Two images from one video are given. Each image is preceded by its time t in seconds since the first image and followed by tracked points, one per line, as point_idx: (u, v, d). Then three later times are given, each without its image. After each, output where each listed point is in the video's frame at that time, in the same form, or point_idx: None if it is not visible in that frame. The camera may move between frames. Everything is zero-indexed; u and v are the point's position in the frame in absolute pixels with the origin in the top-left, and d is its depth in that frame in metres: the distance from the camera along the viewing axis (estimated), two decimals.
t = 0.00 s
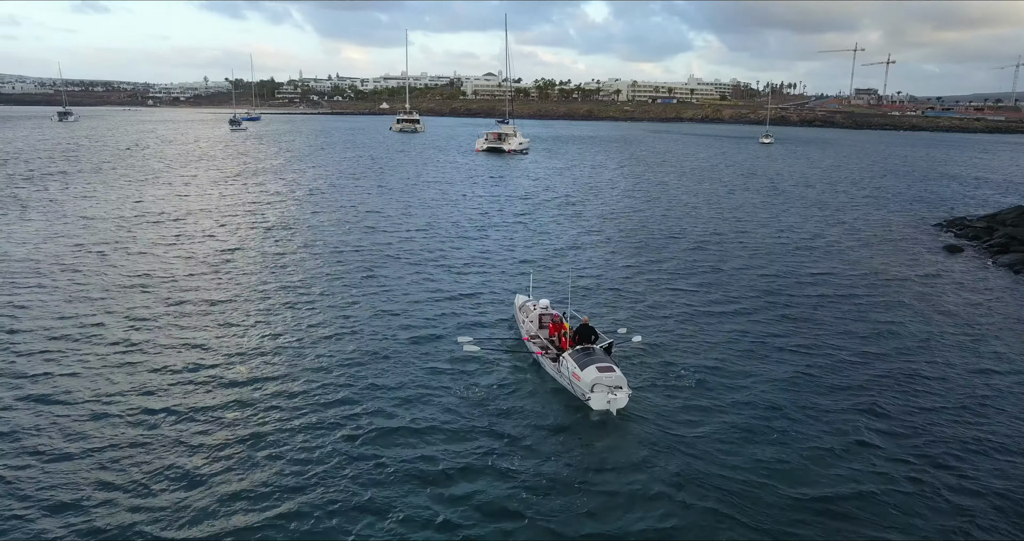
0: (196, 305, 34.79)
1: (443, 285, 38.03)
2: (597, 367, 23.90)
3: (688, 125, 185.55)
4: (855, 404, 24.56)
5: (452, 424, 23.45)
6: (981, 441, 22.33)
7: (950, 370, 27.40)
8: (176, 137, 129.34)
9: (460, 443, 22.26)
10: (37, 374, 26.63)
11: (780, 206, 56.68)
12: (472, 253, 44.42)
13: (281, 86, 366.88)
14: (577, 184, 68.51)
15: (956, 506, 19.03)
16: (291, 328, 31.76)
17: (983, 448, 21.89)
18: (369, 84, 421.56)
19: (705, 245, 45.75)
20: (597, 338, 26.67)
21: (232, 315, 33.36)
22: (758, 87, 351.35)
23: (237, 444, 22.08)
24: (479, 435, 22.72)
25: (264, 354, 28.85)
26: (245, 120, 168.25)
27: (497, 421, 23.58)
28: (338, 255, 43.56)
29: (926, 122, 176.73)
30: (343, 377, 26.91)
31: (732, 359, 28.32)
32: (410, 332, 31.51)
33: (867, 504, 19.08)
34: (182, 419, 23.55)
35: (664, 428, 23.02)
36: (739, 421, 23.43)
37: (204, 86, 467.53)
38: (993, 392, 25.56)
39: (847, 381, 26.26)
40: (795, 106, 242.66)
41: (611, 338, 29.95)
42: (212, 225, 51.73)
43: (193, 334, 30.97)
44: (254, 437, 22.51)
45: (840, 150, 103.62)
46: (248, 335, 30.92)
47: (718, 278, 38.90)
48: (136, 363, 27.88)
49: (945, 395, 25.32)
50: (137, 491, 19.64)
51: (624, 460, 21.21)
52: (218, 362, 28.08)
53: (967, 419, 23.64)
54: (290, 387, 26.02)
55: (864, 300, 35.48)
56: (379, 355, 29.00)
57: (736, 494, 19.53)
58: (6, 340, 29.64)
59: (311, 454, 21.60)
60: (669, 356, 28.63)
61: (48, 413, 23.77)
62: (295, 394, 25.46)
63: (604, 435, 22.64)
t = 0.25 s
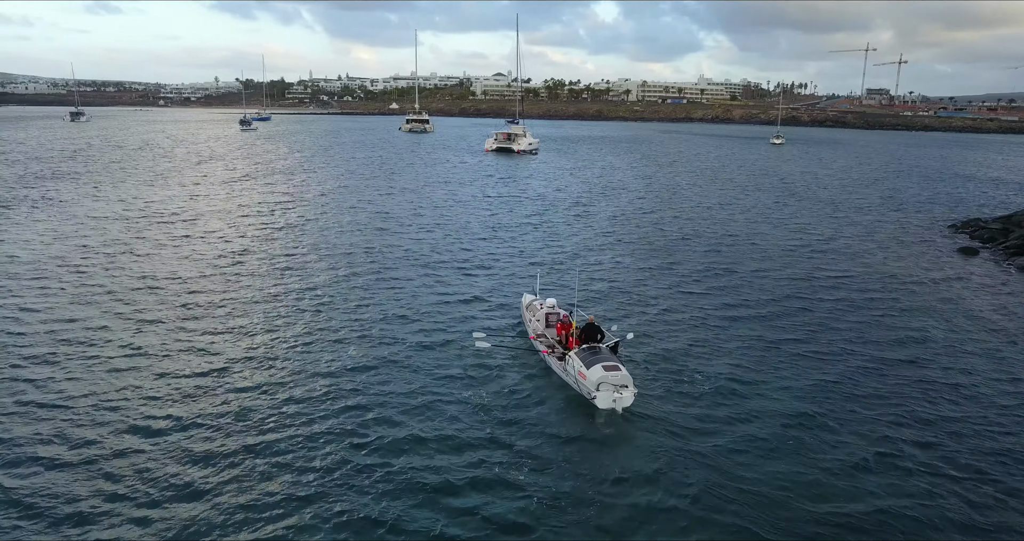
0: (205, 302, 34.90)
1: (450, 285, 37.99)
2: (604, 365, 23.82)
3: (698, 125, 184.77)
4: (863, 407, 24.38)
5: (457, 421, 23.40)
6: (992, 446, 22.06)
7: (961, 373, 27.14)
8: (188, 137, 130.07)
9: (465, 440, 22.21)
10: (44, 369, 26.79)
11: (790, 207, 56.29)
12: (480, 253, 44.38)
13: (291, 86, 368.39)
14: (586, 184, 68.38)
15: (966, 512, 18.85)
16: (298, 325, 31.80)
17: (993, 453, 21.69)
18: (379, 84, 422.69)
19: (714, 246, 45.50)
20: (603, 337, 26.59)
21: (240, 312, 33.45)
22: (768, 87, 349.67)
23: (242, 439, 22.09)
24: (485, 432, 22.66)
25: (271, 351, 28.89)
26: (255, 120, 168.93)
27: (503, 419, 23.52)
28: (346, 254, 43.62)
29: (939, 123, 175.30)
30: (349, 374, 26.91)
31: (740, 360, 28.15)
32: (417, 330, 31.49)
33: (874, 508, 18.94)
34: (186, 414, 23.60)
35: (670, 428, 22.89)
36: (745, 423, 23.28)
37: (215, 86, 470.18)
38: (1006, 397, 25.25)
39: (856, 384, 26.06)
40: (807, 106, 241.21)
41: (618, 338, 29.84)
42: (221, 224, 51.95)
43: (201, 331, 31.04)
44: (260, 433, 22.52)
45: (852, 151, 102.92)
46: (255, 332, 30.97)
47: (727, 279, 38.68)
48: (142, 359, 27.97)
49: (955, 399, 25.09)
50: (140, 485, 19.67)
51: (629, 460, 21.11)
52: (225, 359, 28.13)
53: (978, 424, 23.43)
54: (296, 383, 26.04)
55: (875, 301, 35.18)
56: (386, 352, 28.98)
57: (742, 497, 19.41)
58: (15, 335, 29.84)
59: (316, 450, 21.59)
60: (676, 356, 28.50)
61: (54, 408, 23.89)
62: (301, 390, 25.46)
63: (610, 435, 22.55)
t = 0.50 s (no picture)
0: (210, 298, 35.09)
1: (453, 284, 38.07)
2: (606, 365, 23.94)
3: (704, 125, 184.34)
4: (865, 409, 24.44)
5: (460, 418, 23.54)
6: (996, 450, 22.00)
7: (963, 376, 27.18)
8: (194, 137, 130.64)
9: (468, 436, 22.36)
10: (49, 363, 26.99)
11: (795, 208, 56.21)
12: (484, 253, 44.48)
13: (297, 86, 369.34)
14: (591, 186, 68.40)
15: (965, 514, 18.94)
16: (302, 322, 31.95)
17: (992, 456, 21.76)
18: (384, 85, 423.57)
19: (718, 247, 45.51)
20: (606, 336, 26.70)
21: (245, 309, 33.59)
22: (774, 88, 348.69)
23: (248, 433, 22.29)
24: (487, 429, 22.78)
25: (276, 347, 29.05)
26: (261, 121, 169.43)
27: (504, 417, 23.63)
28: (350, 253, 43.77)
29: (946, 123, 174.55)
30: (352, 370, 27.07)
31: (741, 362, 28.26)
32: (420, 327, 31.63)
33: (873, 509, 19.08)
34: (189, 408, 23.73)
35: (671, 429, 22.94)
36: (746, 424, 23.42)
37: (221, 86, 471.80)
38: (1010, 401, 25.18)
39: (857, 386, 26.15)
40: (814, 106, 240.42)
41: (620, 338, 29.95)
42: (227, 223, 52.17)
43: (207, 326, 31.22)
44: (265, 427, 22.69)
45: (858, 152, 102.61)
46: (260, 328, 31.15)
47: (731, 280, 38.72)
48: (146, 354, 28.13)
49: (957, 401, 25.14)
50: (142, 478, 19.79)
51: (631, 460, 21.20)
52: (230, 354, 28.31)
53: (977, 426, 23.52)
54: (300, 379, 26.20)
55: (878, 303, 35.18)
56: (389, 349, 29.11)
57: (742, 496, 19.54)
58: (21, 330, 30.07)
59: (319, 444, 21.75)
60: (678, 357, 28.61)
61: (59, 401, 24.07)
62: (305, 386, 25.62)
63: (611, 434, 22.65)
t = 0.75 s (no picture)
0: (212, 298, 35.24)
1: (453, 284, 38.22)
2: (604, 364, 24.15)
3: (706, 126, 184.16)
4: (862, 407, 24.57)
5: (459, 417, 23.70)
6: (992, 448, 22.10)
7: (961, 373, 27.28)
8: (195, 138, 130.69)
9: (467, 435, 22.53)
10: (51, 364, 27.18)
11: (796, 209, 56.25)
12: (485, 254, 44.60)
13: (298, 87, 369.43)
14: (591, 187, 68.48)
15: (960, 510, 19.06)
16: (303, 322, 32.12)
17: (988, 451, 21.88)
18: (385, 85, 423.61)
19: (718, 247, 45.61)
20: (605, 336, 26.89)
21: (246, 310, 33.74)
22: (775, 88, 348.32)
23: (249, 433, 22.45)
24: (486, 428, 22.94)
25: (277, 347, 29.21)
26: (263, 122, 169.60)
27: (504, 416, 23.80)
28: (351, 254, 43.90)
29: (948, 123, 174.33)
30: (353, 369, 27.22)
31: (739, 360, 28.39)
32: (420, 327, 31.78)
33: (869, 504, 19.21)
34: (189, 408, 23.86)
35: (669, 427, 23.07)
36: (743, 421, 23.56)
37: (222, 86, 471.95)
38: (1009, 399, 25.20)
39: (855, 383, 26.26)
40: (817, 106, 240.10)
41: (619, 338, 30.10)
42: (228, 224, 52.32)
43: (208, 327, 31.37)
44: (266, 426, 22.86)
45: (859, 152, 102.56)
46: (261, 328, 31.31)
47: (730, 280, 38.84)
48: (146, 355, 28.28)
49: (954, 398, 25.26)
50: (143, 477, 19.97)
51: (628, 457, 21.36)
52: (231, 354, 28.47)
53: (974, 423, 23.64)
54: (300, 378, 26.36)
55: (877, 302, 35.27)
56: (389, 349, 29.26)
57: (738, 493, 19.68)
58: (23, 331, 30.27)
59: (320, 444, 21.92)
60: (677, 356, 28.75)
61: (61, 402, 24.24)
62: (306, 386, 25.78)
63: (609, 432, 22.82)
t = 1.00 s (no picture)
0: (214, 298, 35.54)
1: (453, 284, 38.49)
2: (603, 363, 24.54)
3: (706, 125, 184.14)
4: (856, 406, 24.90)
5: (459, 417, 24.04)
6: (984, 445, 22.45)
7: (955, 372, 27.63)
8: (195, 138, 130.71)
9: (466, 435, 22.88)
10: (56, 365, 27.47)
11: (795, 209, 56.45)
12: (484, 253, 44.84)
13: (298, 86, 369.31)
14: (590, 187, 68.73)
15: (952, 506, 19.39)
16: (304, 322, 32.40)
17: (981, 449, 22.23)
18: (386, 85, 423.59)
19: (716, 247, 45.90)
20: (603, 335, 27.25)
21: (247, 309, 34.01)
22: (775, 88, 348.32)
23: (252, 435, 22.80)
24: (486, 428, 23.29)
25: (278, 348, 29.53)
26: (263, 122, 169.64)
27: (503, 416, 24.13)
28: (351, 253, 44.16)
29: (948, 123, 174.47)
30: (354, 370, 27.54)
31: (736, 360, 28.73)
32: (420, 327, 32.09)
33: (863, 501, 19.55)
34: (191, 412, 24.08)
35: (667, 428, 23.34)
36: (739, 420, 23.91)
37: (222, 86, 471.82)
38: (1005, 399, 25.44)
39: (850, 383, 26.60)
40: (817, 106, 240.00)
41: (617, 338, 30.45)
42: (229, 224, 52.54)
43: (210, 328, 31.66)
44: (269, 428, 23.20)
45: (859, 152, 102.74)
46: (263, 329, 31.62)
47: (729, 280, 39.13)
48: (149, 356, 28.56)
49: (948, 397, 25.60)
50: (148, 478, 20.31)
51: (625, 456, 21.70)
52: (233, 355, 28.78)
53: (967, 421, 23.99)
54: (302, 379, 26.68)
55: (874, 302, 35.60)
56: (389, 349, 29.57)
57: (734, 490, 20.02)
58: (27, 332, 30.52)
59: (322, 445, 22.27)
60: (674, 355, 29.09)
61: (66, 404, 24.52)
62: (308, 387, 26.12)
63: (607, 431, 23.17)
